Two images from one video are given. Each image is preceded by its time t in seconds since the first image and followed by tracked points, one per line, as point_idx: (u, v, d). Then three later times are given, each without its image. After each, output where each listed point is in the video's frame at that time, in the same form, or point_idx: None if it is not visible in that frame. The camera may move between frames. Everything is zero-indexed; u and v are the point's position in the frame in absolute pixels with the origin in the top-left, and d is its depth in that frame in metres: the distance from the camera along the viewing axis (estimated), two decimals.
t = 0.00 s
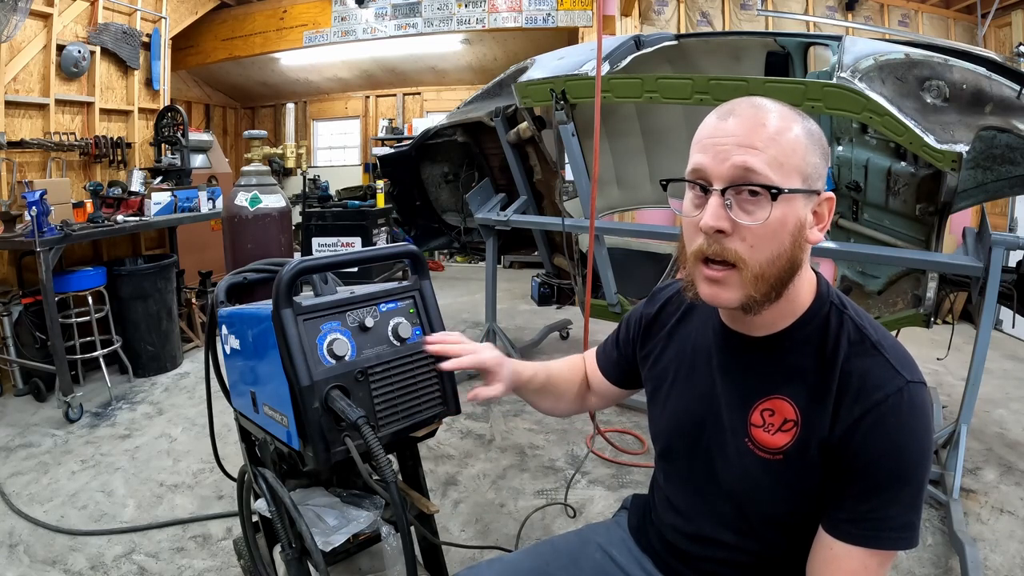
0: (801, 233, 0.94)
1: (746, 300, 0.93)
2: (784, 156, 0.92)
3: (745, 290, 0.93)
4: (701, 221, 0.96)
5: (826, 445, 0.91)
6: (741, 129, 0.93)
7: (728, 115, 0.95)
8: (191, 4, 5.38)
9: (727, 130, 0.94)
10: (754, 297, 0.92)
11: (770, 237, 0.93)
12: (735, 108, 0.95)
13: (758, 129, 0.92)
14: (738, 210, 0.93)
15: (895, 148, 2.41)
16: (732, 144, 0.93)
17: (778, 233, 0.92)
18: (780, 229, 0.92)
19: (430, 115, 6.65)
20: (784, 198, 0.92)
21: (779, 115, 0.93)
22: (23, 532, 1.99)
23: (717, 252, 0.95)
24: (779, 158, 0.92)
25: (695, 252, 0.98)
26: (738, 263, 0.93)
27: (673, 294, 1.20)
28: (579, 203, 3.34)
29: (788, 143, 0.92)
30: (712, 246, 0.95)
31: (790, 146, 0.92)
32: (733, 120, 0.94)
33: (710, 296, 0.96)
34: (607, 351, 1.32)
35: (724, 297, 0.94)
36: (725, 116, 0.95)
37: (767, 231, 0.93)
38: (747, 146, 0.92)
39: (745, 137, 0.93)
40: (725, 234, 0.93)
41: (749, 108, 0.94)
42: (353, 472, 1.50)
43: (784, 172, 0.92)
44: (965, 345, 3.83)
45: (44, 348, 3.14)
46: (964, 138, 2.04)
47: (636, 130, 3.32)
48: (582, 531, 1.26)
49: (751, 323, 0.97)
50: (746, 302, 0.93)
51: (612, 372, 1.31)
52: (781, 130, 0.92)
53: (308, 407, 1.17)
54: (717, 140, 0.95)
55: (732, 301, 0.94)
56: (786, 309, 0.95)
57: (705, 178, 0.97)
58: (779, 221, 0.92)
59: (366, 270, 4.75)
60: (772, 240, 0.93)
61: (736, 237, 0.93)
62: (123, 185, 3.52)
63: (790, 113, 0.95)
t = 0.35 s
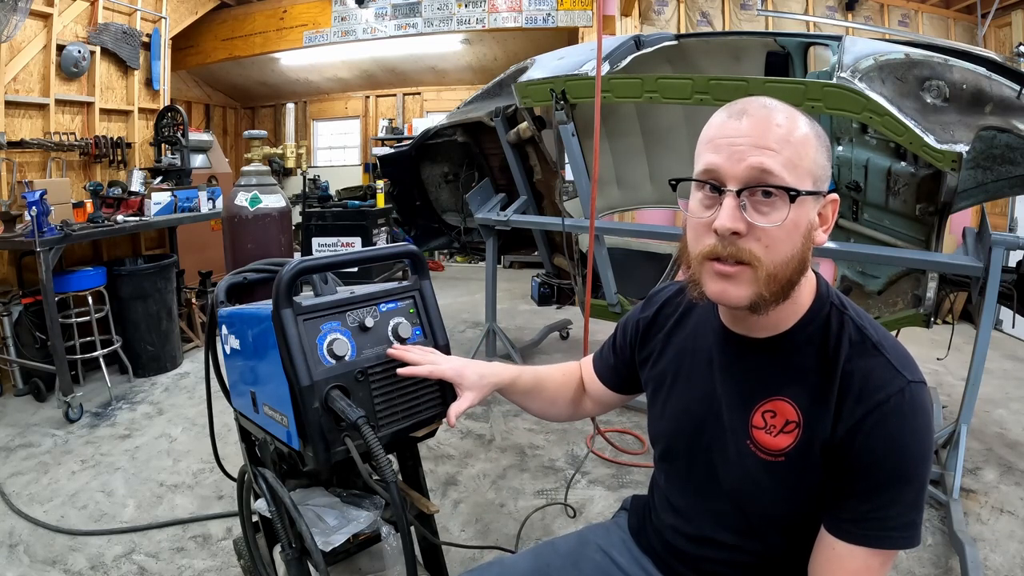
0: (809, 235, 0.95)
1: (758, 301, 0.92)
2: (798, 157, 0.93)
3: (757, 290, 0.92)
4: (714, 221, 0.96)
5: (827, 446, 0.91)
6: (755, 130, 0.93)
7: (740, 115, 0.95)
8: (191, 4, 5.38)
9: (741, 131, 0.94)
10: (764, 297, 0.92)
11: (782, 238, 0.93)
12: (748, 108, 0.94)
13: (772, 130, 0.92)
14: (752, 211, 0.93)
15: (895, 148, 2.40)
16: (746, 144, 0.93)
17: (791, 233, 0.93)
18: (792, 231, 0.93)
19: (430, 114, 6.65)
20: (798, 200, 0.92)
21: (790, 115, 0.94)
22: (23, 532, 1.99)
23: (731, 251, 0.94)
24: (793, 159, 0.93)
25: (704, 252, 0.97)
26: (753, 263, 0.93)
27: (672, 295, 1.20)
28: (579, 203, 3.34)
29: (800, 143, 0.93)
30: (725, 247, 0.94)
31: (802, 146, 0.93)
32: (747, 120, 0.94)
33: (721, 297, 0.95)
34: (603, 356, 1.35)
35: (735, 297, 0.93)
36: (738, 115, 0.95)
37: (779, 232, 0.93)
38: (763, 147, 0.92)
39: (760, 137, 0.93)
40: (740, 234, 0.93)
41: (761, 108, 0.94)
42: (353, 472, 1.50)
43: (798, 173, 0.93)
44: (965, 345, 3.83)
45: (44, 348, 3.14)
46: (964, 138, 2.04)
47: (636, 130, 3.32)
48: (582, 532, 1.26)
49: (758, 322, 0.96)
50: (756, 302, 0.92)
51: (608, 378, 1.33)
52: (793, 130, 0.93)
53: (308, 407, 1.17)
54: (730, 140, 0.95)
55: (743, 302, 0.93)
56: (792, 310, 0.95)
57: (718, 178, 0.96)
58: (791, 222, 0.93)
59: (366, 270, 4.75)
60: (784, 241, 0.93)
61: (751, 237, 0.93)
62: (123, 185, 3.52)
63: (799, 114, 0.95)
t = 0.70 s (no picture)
0: (811, 233, 0.95)
1: (759, 300, 0.92)
2: (798, 156, 0.93)
3: (758, 288, 0.92)
4: (715, 220, 0.95)
5: (827, 445, 0.91)
6: (755, 128, 0.93)
7: (739, 115, 0.95)
8: (191, 4, 5.38)
9: (741, 130, 0.94)
10: (766, 296, 0.92)
11: (784, 237, 0.93)
12: (748, 107, 0.95)
13: (772, 128, 0.93)
14: (753, 209, 0.93)
15: (895, 148, 2.40)
16: (746, 143, 0.93)
17: (792, 232, 0.93)
18: (794, 229, 0.93)
19: (430, 114, 6.65)
20: (799, 199, 0.92)
21: (790, 114, 0.94)
22: (23, 532, 1.99)
23: (732, 250, 0.94)
24: (793, 158, 0.93)
25: (705, 251, 0.96)
26: (754, 261, 0.93)
27: (672, 295, 1.20)
28: (579, 203, 3.34)
29: (800, 141, 0.93)
30: (727, 245, 0.94)
31: (802, 145, 0.93)
32: (747, 120, 0.94)
33: (721, 295, 0.94)
34: (603, 359, 1.32)
35: (736, 295, 0.93)
36: (737, 114, 0.95)
37: (781, 231, 0.93)
38: (763, 145, 0.92)
39: (759, 135, 0.93)
40: (741, 232, 0.93)
41: (760, 107, 0.94)
42: (353, 472, 1.50)
43: (799, 172, 0.93)
44: (965, 345, 3.83)
45: (44, 348, 3.14)
46: (964, 138, 2.04)
47: (636, 130, 3.32)
48: (582, 532, 1.26)
49: (758, 322, 0.96)
50: (758, 301, 0.92)
51: (612, 379, 1.31)
52: (793, 129, 0.93)
53: (308, 407, 1.17)
54: (730, 139, 0.95)
55: (745, 301, 0.93)
56: (793, 309, 0.95)
57: (719, 177, 0.96)
58: (793, 221, 0.92)
59: (366, 270, 4.75)
60: (786, 240, 0.93)
61: (752, 235, 0.93)
62: (123, 185, 3.52)
63: (799, 113, 0.95)
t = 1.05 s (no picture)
0: (803, 233, 0.95)
1: (751, 300, 0.92)
2: (789, 158, 0.92)
3: (750, 290, 0.92)
4: (707, 223, 0.95)
5: (827, 443, 0.91)
6: (746, 131, 0.93)
7: (730, 118, 0.95)
8: (191, 4, 5.38)
9: (731, 133, 0.94)
10: (757, 297, 0.92)
11: (776, 238, 0.93)
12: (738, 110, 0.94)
13: (763, 130, 0.92)
14: (744, 212, 0.93)
15: (895, 148, 2.40)
16: (737, 146, 0.93)
17: (783, 233, 0.93)
18: (785, 230, 0.93)
19: (430, 114, 6.65)
20: (790, 200, 0.92)
21: (781, 115, 0.94)
22: (23, 532, 1.99)
23: (723, 252, 0.94)
24: (784, 159, 0.92)
25: (699, 252, 0.97)
26: (745, 262, 0.93)
27: (673, 294, 1.20)
28: (579, 203, 3.34)
29: (791, 143, 0.93)
30: (717, 247, 0.94)
31: (793, 147, 0.93)
32: (737, 122, 0.94)
33: (714, 296, 0.95)
34: (601, 351, 1.32)
35: (729, 297, 0.93)
36: (728, 117, 0.95)
37: (772, 232, 0.93)
38: (753, 148, 0.92)
39: (750, 138, 0.93)
40: (732, 235, 0.93)
41: (750, 110, 0.94)
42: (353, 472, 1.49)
43: (790, 173, 0.92)
44: (965, 345, 3.83)
45: (44, 348, 3.14)
46: (964, 138, 2.04)
47: (636, 130, 3.32)
48: (582, 532, 1.26)
49: (753, 321, 0.96)
50: (750, 302, 0.92)
51: (609, 371, 1.30)
52: (784, 131, 0.93)
53: (308, 407, 1.17)
54: (721, 141, 0.95)
55: (737, 302, 0.93)
56: (788, 308, 0.95)
57: (710, 180, 0.96)
58: (784, 222, 0.92)
59: (366, 270, 4.75)
60: (778, 241, 0.93)
61: (743, 237, 0.93)
62: (123, 185, 3.52)
63: (790, 113, 0.95)
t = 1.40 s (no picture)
0: (808, 236, 0.95)
1: (757, 303, 0.92)
2: (796, 159, 0.93)
3: (756, 292, 0.92)
4: (713, 224, 0.95)
5: (828, 443, 0.91)
6: (754, 131, 0.93)
7: (737, 117, 0.95)
8: (191, 4, 5.38)
9: (739, 133, 0.94)
10: (763, 299, 0.92)
11: (781, 240, 0.93)
12: (745, 110, 0.95)
13: (770, 131, 0.92)
14: (750, 213, 0.93)
15: (895, 148, 2.40)
16: (744, 146, 0.93)
17: (789, 235, 0.93)
18: (791, 233, 0.93)
19: (430, 114, 6.65)
20: (797, 202, 0.92)
21: (787, 116, 0.94)
22: (23, 532, 1.99)
23: (729, 255, 0.94)
24: (790, 160, 0.93)
25: (704, 254, 0.96)
26: (751, 265, 0.93)
27: (675, 295, 1.20)
28: (579, 203, 3.34)
29: (796, 143, 0.93)
30: (723, 250, 0.94)
31: (799, 147, 0.93)
32: (744, 122, 0.94)
33: (719, 298, 0.94)
34: (608, 367, 1.31)
35: (735, 299, 0.93)
36: (734, 117, 0.95)
37: (779, 235, 0.93)
38: (760, 147, 0.92)
39: (756, 138, 0.93)
40: (738, 237, 0.93)
41: (756, 110, 0.94)
42: (353, 472, 1.49)
43: (797, 175, 0.93)
44: (965, 345, 3.83)
45: (44, 348, 3.14)
46: (964, 138, 2.04)
47: (636, 130, 3.32)
48: (582, 532, 1.26)
49: (757, 324, 0.96)
50: (756, 304, 0.92)
51: (619, 389, 1.29)
52: (790, 131, 0.93)
53: (308, 407, 1.17)
54: (729, 141, 0.94)
55: (743, 304, 0.93)
56: (792, 310, 0.95)
57: (717, 181, 0.96)
58: (791, 224, 0.93)
59: (366, 270, 4.75)
60: (784, 243, 0.93)
61: (749, 240, 0.93)
62: (123, 185, 3.52)
63: (796, 115, 0.96)
